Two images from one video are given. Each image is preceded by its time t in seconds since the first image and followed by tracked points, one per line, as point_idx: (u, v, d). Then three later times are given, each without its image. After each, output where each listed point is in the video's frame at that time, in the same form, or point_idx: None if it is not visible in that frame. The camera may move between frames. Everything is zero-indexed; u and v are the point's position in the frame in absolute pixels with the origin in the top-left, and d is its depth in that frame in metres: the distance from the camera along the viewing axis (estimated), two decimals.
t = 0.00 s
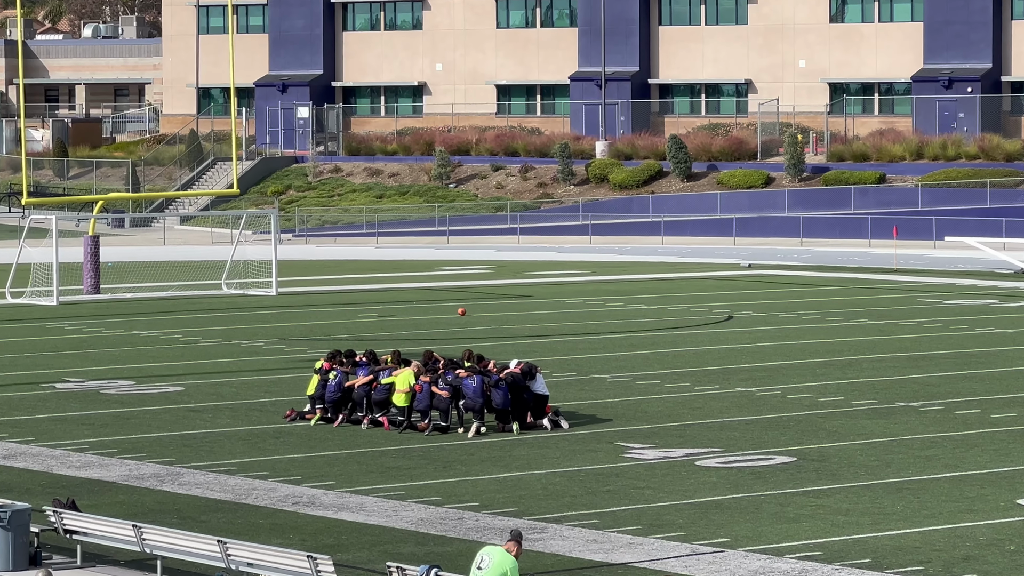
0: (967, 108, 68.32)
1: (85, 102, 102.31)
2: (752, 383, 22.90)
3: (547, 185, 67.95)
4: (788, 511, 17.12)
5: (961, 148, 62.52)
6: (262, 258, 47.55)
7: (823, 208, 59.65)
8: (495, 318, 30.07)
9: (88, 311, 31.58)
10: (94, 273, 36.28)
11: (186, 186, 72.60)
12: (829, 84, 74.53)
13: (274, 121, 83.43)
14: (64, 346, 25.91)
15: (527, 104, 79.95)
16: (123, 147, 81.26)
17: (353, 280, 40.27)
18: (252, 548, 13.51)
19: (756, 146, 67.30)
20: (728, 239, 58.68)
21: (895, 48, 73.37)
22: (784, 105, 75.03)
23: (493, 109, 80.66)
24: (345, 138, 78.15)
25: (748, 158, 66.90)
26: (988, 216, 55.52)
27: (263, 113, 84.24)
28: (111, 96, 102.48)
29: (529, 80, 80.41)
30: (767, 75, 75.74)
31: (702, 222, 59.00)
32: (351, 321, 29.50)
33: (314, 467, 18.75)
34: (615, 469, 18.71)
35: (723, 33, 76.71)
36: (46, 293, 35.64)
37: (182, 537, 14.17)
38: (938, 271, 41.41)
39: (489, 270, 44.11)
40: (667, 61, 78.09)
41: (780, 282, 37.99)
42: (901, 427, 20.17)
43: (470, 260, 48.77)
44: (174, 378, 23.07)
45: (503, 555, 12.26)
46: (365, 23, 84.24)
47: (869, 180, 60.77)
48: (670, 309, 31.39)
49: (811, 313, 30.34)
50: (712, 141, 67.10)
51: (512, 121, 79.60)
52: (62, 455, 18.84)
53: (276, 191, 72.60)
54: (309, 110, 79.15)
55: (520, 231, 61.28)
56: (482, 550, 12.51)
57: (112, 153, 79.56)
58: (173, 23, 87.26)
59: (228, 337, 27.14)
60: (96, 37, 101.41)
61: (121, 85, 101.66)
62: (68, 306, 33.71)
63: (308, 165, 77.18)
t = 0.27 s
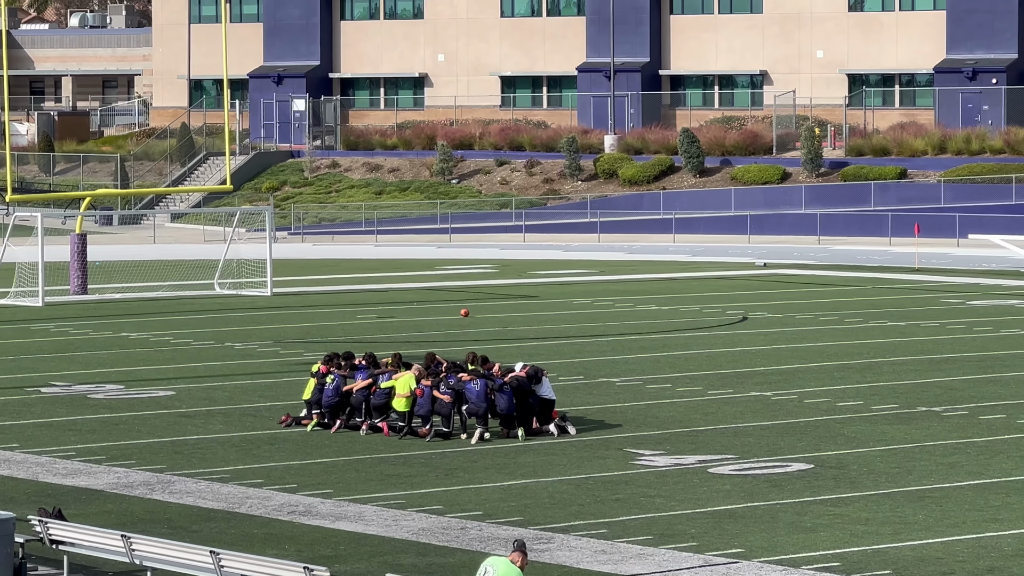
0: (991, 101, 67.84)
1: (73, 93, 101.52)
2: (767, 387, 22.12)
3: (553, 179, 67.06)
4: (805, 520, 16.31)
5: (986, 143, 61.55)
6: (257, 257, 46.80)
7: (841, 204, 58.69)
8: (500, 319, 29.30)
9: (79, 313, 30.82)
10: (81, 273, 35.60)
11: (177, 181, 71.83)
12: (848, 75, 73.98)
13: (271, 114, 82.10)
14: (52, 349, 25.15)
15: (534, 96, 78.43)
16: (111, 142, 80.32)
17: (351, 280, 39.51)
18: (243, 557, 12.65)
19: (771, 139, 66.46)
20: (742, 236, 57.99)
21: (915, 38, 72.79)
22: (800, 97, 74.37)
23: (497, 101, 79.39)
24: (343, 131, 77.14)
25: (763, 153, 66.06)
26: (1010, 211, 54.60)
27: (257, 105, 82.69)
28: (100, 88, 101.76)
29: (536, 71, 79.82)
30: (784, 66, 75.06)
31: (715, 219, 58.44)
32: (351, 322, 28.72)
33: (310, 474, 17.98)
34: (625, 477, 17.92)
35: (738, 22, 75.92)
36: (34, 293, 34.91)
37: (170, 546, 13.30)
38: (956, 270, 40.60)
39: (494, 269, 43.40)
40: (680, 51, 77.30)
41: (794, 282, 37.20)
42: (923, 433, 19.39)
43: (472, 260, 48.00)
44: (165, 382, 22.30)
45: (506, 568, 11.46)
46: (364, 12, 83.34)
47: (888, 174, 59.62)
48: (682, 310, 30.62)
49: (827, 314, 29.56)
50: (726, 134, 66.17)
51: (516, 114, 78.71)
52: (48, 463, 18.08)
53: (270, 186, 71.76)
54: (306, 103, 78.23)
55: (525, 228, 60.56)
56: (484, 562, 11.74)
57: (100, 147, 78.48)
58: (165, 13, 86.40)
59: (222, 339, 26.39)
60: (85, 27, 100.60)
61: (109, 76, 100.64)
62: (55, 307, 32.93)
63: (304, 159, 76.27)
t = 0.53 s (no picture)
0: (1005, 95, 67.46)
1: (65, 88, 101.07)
2: (775, 389, 21.67)
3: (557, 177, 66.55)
4: (815, 525, 15.86)
5: (999, 138, 60.86)
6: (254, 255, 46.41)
7: (852, 203, 58.20)
8: (502, 319, 28.86)
9: (72, 313, 30.40)
10: (72, 271, 35.22)
11: (170, 178, 71.93)
12: (858, 69, 73.44)
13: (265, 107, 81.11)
14: (43, 350, 24.72)
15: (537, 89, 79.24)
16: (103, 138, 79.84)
17: (349, 279, 39.07)
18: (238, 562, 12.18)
19: (780, 135, 65.95)
20: (750, 233, 57.50)
21: (927, 31, 72.21)
22: (809, 92, 73.96)
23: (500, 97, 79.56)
24: (341, 126, 76.76)
25: (772, 149, 65.54)
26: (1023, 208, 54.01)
27: (254, 100, 81.97)
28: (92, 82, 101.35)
29: (539, 65, 79.22)
30: (792, 60, 74.51)
31: (722, 216, 58.08)
32: (350, 322, 28.31)
33: (307, 478, 17.55)
34: (631, 480, 17.48)
35: (746, 16, 75.30)
36: (26, 292, 34.48)
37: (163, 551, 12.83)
38: (967, 269, 40.12)
39: (495, 268, 42.97)
40: (687, 45, 76.79)
41: (803, 281, 36.74)
42: (935, 436, 18.94)
43: (472, 259, 47.56)
44: (158, 383, 21.88)
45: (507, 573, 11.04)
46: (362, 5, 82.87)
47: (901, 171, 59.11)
48: (688, 310, 30.17)
49: (837, 314, 29.11)
50: (733, 130, 65.60)
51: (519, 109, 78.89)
52: (40, 466, 17.66)
53: (268, 183, 71.53)
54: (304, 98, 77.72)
55: (527, 227, 60.26)
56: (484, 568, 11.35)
57: (93, 144, 77.97)
58: (159, 7, 85.94)
59: (218, 339, 25.96)
60: (77, 21, 100.14)
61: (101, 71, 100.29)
62: (47, 306, 32.48)
63: (302, 155, 75.83)
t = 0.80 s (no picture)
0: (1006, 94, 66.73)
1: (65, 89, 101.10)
2: (776, 388, 21.66)
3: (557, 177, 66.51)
4: (815, 524, 15.85)
5: (999, 137, 60.78)
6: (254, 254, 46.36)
7: (852, 201, 58.18)
8: (502, 318, 28.84)
9: (71, 312, 30.37)
10: (73, 271, 35.23)
11: (171, 176, 71.98)
12: (858, 68, 73.40)
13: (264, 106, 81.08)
14: (43, 349, 24.71)
15: (536, 88, 79.66)
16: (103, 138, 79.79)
17: (349, 278, 39.03)
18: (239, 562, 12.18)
19: (780, 134, 65.91)
20: (751, 233, 57.45)
21: (926, 30, 72.18)
22: (809, 91, 73.95)
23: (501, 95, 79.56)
24: (342, 125, 76.85)
25: (773, 147, 65.52)
26: None
27: (254, 100, 82.04)
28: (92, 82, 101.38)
29: (539, 64, 79.25)
30: (793, 59, 74.48)
31: (721, 216, 57.97)
32: (350, 321, 28.30)
33: (308, 478, 17.55)
34: (631, 480, 17.47)
35: (746, 14, 75.25)
36: (25, 292, 34.43)
37: (163, 551, 12.82)
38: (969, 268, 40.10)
39: (496, 267, 42.96)
40: (686, 44, 76.84)
41: (804, 280, 36.71)
42: (935, 435, 18.94)
43: (472, 258, 47.52)
44: (158, 383, 21.88)
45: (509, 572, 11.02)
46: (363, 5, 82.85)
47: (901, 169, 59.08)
48: (689, 309, 30.15)
49: (837, 313, 29.10)
50: (734, 129, 65.62)
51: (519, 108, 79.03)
52: (41, 466, 17.66)
53: (268, 182, 71.58)
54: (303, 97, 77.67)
55: (528, 226, 60.24)
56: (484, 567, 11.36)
57: (92, 143, 77.94)
58: (158, 7, 85.96)
59: (217, 339, 25.94)
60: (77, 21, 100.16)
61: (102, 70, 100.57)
62: (46, 306, 32.48)
63: (301, 155, 75.83)
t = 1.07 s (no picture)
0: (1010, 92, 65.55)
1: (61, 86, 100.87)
2: (778, 389, 21.51)
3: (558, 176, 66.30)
4: (818, 526, 15.70)
5: (1004, 135, 60.37)
6: (252, 254, 46.20)
7: (854, 201, 57.99)
8: (502, 318, 28.70)
9: (68, 312, 30.22)
10: (69, 271, 35.07)
11: (168, 175, 72.10)
12: (861, 65, 73.21)
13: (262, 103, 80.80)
14: (39, 350, 24.57)
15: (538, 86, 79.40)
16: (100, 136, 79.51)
17: (347, 278, 38.87)
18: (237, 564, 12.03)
19: (783, 133, 65.57)
20: (753, 232, 57.29)
21: (930, 27, 72.01)
22: (813, 89, 73.80)
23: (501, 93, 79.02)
24: (341, 124, 76.80)
25: (775, 146, 65.34)
26: None
27: (252, 98, 81.97)
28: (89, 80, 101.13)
29: (540, 62, 79.16)
30: (797, 56, 74.37)
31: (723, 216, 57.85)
32: (349, 321, 28.16)
33: (307, 479, 17.40)
34: (632, 481, 17.33)
35: (748, 11, 75.13)
36: (21, 292, 34.28)
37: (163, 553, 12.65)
38: (973, 267, 39.92)
39: (496, 267, 42.79)
40: (688, 41, 76.73)
41: (806, 279, 36.53)
42: (940, 436, 18.79)
43: (473, 258, 47.34)
44: (156, 384, 21.73)
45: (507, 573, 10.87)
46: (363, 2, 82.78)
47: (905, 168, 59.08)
48: (691, 309, 29.99)
49: (840, 313, 28.96)
50: (737, 127, 65.63)
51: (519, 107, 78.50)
52: (37, 467, 17.53)
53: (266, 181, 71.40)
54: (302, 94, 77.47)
55: (529, 226, 60.04)
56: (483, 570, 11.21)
57: (89, 141, 77.69)
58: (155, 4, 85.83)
59: (216, 339, 25.80)
60: (74, 18, 99.96)
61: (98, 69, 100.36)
62: (43, 306, 32.34)
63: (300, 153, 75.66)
